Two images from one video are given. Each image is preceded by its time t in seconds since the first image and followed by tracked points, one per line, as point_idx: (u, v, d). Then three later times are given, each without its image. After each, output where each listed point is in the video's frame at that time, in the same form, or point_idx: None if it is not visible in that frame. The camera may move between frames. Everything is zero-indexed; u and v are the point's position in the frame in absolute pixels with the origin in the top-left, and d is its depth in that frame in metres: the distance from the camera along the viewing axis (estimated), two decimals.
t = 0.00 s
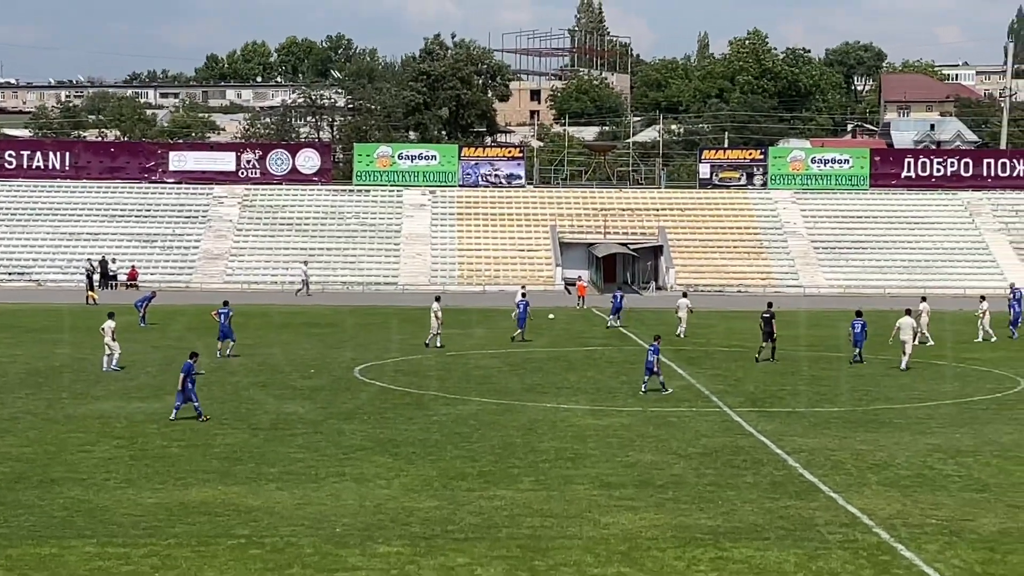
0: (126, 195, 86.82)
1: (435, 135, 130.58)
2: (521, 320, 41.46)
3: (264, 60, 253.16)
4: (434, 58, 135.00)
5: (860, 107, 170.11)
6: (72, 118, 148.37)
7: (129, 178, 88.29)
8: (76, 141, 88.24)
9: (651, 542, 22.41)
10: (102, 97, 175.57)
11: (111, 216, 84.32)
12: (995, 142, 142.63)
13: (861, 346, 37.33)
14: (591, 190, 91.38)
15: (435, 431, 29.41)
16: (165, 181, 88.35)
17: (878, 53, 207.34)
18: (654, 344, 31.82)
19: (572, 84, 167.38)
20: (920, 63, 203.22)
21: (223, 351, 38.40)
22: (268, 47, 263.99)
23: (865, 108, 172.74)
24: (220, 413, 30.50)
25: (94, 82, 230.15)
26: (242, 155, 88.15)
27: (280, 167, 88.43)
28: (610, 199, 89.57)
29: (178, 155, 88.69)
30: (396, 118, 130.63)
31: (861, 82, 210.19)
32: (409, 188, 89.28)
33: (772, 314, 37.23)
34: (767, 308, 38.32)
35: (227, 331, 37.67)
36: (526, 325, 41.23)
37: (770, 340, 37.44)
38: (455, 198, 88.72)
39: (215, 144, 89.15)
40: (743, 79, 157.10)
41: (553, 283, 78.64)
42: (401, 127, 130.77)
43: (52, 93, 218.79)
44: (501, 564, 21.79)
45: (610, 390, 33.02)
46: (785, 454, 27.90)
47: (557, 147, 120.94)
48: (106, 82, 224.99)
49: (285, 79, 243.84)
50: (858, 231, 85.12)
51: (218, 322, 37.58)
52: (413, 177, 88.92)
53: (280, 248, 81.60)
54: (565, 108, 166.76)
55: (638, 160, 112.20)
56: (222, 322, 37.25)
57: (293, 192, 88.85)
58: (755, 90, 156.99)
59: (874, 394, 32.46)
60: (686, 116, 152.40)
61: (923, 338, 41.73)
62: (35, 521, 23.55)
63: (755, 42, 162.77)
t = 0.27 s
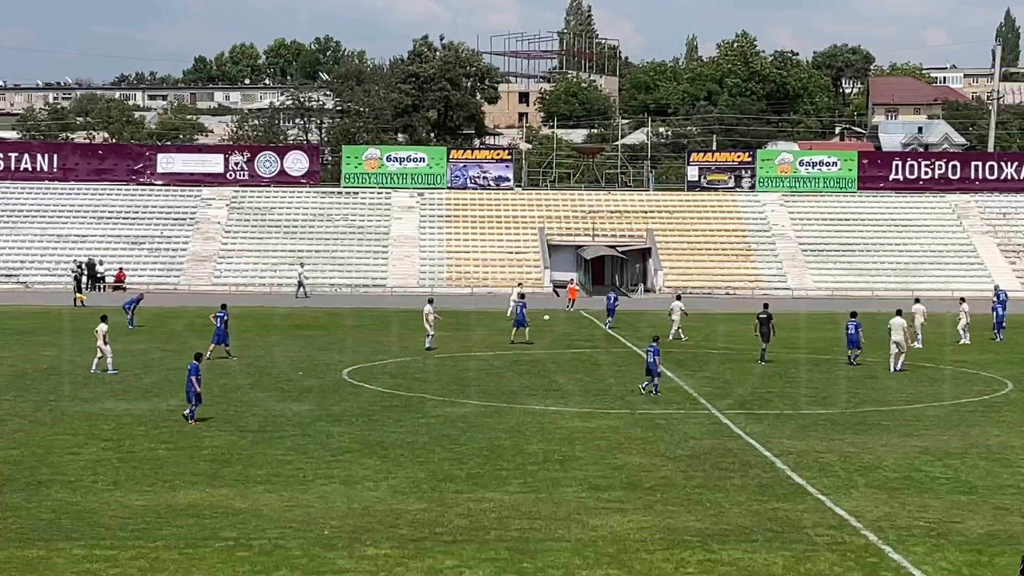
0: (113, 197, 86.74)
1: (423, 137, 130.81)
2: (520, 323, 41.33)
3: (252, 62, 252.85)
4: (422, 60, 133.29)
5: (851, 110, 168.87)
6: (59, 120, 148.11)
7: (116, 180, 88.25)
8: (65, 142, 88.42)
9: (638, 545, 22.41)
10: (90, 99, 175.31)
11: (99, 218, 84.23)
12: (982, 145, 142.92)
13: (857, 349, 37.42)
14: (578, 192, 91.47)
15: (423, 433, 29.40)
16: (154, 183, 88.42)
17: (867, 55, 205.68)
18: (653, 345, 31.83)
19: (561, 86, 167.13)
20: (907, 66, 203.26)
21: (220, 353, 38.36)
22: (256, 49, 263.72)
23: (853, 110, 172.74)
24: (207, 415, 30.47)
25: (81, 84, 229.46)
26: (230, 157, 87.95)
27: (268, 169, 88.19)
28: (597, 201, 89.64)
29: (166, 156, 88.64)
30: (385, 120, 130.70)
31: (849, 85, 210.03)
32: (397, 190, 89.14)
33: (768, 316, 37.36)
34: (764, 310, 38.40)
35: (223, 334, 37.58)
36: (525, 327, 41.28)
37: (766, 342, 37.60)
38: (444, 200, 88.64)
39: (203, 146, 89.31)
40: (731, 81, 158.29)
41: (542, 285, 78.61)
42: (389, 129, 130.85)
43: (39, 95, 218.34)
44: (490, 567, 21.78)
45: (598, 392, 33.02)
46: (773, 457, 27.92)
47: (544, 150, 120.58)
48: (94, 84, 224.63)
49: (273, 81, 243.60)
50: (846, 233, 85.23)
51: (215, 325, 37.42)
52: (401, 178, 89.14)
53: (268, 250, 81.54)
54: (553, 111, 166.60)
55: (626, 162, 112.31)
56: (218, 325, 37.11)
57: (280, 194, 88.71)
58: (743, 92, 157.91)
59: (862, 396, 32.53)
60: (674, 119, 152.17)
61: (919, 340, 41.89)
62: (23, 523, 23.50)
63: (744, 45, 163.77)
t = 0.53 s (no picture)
0: (104, 200, 86.63)
1: (415, 139, 130.92)
2: (523, 325, 41.62)
3: (243, 64, 252.46)
4: (413, 61, 133.96)
5: (842, 114, 168.44)
6: (50, 122, 147.78)
7: (107, 181, 88.06)
8: (55, 144, 88.18)
9: (629, 546, 22.42)
10: (80, 101, 174.98)
11: (90, 220, 84.11)
12: (973, 147, 143.14)
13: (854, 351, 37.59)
14: (570, 193, 91.46)
15: (414, 435, 29.39)
16: (144, 184, 88.08)
17: (858, 56, 205.02)
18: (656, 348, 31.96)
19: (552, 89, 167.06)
20: (898, 69, 203.32)
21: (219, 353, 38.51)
22: (247, 51, 263.26)
23: (844, 113, 172.82)
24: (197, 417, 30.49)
25: (72, 85, 228.98)
26: (222, 158, 88.39)
27: (260, 170, 88.42)
28: (588, 203, 89.59)
29: (157, 158, 88.29)
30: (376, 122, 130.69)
31: (840, 87, 209.90)
32: (388, 192, 89.16)
33: (768, 319, 37.61)
34: (763, 313, 38.58)
35: (222, 335, 37.67)
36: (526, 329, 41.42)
37: (765, 344, 37.82)
38: (435, 202, 88.69)
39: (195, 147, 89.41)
40: (721, 83, 157.05)
41: (534, 286, 78.58)
42: (381, 131, 130.33)
43: (30, 96, 218.00)
44: (481, 568, 21.77)
45: (589, 395, 33.04)
46: (764, 459, 27.94)
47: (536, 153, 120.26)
48: (85, 86, 224.30)
49: (264, 83, 243.44)
50: (837, 235, 85.29)
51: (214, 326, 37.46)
52: (391, 180, 89.05)
53: (259, 252, 81.49)
54: (544, 113, 166.59)
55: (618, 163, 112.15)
56: (217, 325, 37.18)
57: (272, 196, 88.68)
58: (734, 95, 156.14)
59: (853, 399, 32.54)
60: (665, 121, 151.95)
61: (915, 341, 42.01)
62: (13, 525, 23.46)
63: (735, 47, 163.00)
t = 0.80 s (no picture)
0: (96, 201, 86.52)
1: (408, 141, 130.94)
2: (525, 326, 41.61)
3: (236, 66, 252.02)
4: (406, 64, 134.14)
5: (834, 117, 168.71)
6: (42, 123, 147.54)
7: (98, 183, 88.02)
8: (47, 145, 88.06)
9: (620, 549, 22.41)
10: (72, 103, 174.72)
11: (82, 221, 83.98)
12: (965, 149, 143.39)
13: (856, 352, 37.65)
14: (562, 196, 91.51)
15: (406, 437, 29.39)
16: (136, 186, 88.00)
17: (848, 57, 204.90)
18: (657, 350, 32.09)
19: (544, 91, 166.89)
20: (889, 71, 203.51)
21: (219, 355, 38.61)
22: (239, 52, 262.92)
23: (835, 115, 172.98)
24: (189, 419, 30.48)
25: (63, 87, 228.56)
26: (213, 160, 88.88)
27: (251, 172, 89.08)
28: (580, 205, 89.64)
29: (148, 160, 88.48)
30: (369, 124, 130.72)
31: (832, 90, 209.96)
32: (381, 194, 89.15)
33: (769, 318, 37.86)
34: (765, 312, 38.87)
35: (222, 337, 37.75)
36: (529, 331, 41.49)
37: (766, 344, 38.05)
38: (427, 204, 88.70)
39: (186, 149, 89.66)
40: (713, 85, 157.07)
41: (527, 288, 78.58)
42: (374, 133, 130.40)
43: (22, 98, 217.58)
44: (473, 571, 21.75)
45: (581, 397, 33.04)
46: (756, 461, 27.95)
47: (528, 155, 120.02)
48: (77, 88, 223.97)
49: (257, 85, 243.25)
50: (829, 238, 85.34)
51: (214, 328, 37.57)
52: (385, 182, 89.08)
53: (251, 253, 81.39)
54: (536, 115, 166.60)
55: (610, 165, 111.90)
56: (218, 327, 37.32)
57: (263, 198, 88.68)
58: (726, 97, 156.60)
59: (844, 401, 32.56)
60: (657, 123, 151.88)
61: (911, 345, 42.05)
62: (4, 527, 23.42)
63: (727, 49, 161.68)
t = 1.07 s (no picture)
0: (87, 202, 86.42)
1: (400, 143, 130.93)
2: (529, 328, 41.53)
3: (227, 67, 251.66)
4: (398, 65, 133.73)
5: (826, 119, 169.00)
6: (34, 124, 147.44)
7: (90, 184, 88.07)
8: (39, 146, 87.98)
9: (612, 551, 22.42)
10: (64, 104, 174.54)
11: (73, 222, 83.92)
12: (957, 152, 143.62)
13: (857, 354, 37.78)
14: (553, 198, 91.57)
15: (398, 439, 29.38)
16: (128, 188, 88.13)
17: (841, 60, 204.58)
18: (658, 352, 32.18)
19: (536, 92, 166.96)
20: (882, 74, 203.70)
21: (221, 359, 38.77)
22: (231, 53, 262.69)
23: (828, 118, 173.16)
24: (180, 421, 30.48)
25: (55, 88, 228.26)
26: (206, 161, 88.30)
27: (243, 174, 88.59)
28: (572, 208, 89.67)
29: (140, 161, 88.58)
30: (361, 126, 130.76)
31: (824, 92, 209.73)
32: (371, 196, 89.11)
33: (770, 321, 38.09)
34: (766, 316, 39.10)
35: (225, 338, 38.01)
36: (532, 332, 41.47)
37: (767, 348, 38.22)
38: (420, 206, 88.70)
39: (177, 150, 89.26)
40: (706, 88, 156.74)
41: (518, 290, 78.63)
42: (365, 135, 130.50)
43: (13, 99, 217.27)
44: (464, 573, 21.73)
45: (573, 399, 33.05)
46: (747, 463, 27.97)
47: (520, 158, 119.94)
48: (68, 89, 223.65)
49: (248, 86, 243.07)
50: (821, 241, 85.40)
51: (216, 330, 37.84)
52: (376, 184, 88.93)
53: (243, 255, 81.33)
54: (529, 117, 166.84)
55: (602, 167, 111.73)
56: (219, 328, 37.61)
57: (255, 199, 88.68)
58: (718, 99, 156.12)
59: (836, 403, 32.57)
60: (649, 125, 151.91)
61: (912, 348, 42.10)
62: None
63: (719, 51, 161.88)
